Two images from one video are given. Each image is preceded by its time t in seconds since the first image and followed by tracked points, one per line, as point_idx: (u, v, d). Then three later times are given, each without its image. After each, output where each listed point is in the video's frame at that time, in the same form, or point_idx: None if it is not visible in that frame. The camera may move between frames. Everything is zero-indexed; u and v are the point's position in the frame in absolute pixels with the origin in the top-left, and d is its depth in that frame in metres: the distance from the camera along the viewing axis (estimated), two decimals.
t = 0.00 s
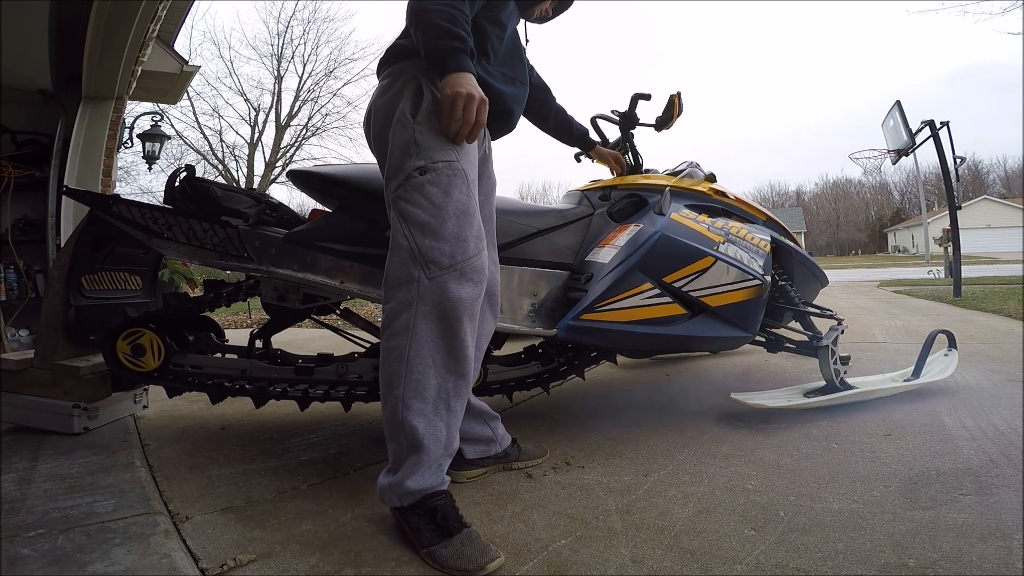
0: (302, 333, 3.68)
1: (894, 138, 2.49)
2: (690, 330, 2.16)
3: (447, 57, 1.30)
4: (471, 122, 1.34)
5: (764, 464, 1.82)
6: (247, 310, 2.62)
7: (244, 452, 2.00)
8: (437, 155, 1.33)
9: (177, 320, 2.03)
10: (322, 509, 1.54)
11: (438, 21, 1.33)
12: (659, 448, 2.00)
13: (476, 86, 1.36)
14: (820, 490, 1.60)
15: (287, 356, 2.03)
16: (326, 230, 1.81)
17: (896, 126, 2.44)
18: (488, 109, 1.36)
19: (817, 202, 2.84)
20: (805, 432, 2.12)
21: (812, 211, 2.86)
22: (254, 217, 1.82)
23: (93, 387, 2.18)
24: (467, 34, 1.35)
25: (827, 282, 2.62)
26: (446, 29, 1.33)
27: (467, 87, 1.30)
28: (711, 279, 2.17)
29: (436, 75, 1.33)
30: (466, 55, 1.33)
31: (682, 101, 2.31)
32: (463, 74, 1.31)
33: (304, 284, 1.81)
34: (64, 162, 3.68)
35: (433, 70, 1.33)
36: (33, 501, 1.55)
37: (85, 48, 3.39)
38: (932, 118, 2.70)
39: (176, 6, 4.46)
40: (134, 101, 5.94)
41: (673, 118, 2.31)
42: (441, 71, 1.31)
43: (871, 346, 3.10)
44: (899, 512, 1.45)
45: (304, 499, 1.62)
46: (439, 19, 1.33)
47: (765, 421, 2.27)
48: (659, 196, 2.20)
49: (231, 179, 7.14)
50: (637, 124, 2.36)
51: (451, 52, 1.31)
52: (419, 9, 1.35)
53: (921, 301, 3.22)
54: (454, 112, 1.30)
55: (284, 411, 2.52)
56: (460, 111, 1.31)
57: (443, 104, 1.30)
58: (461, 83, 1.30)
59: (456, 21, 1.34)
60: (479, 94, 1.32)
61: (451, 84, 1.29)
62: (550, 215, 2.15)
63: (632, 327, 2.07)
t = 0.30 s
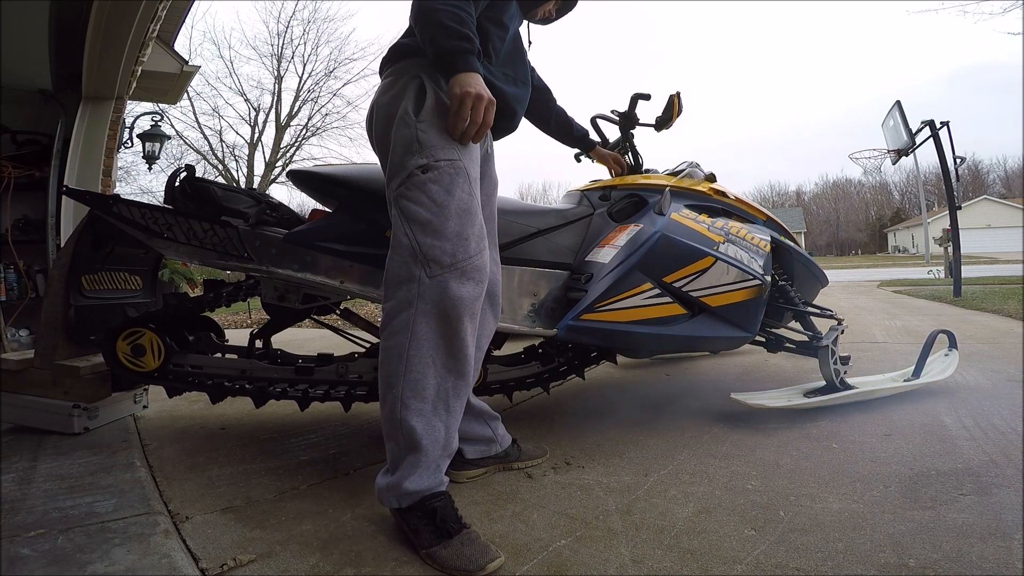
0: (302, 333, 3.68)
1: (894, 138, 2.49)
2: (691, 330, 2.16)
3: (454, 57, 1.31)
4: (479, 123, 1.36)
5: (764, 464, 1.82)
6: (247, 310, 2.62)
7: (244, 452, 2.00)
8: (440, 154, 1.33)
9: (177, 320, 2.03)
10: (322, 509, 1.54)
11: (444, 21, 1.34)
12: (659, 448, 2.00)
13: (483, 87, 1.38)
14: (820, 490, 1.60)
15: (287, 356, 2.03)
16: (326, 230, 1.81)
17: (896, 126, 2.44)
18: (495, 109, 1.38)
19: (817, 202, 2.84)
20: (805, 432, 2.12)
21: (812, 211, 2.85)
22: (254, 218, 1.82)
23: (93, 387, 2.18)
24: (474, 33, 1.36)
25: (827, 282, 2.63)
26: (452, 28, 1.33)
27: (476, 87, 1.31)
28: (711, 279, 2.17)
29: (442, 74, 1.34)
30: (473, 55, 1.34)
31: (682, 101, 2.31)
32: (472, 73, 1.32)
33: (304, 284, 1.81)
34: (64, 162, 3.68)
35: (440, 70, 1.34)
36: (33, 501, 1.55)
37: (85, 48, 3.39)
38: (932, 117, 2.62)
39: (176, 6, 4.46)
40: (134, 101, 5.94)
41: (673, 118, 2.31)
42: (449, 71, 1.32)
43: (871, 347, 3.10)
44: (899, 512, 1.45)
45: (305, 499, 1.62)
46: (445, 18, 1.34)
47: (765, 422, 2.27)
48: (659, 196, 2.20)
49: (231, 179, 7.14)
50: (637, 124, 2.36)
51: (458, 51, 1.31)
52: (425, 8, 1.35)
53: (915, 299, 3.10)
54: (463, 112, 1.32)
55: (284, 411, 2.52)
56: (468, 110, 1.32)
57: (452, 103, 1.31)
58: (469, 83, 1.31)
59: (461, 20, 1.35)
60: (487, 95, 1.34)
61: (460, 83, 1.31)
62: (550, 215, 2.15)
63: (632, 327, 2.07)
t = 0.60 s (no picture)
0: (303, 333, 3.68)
1: (895, 138, 2.49)
2: (690, 330, 2.16)
3: (450, 58, 1.31)
4: (475, 124, 1.35)
5: (764, 464, 1.82)
6: (247, 310, 2.62)
7: (244, 452, 2.00)
8: (434, 156, 1.33)
9: (177, 320, 2.03)
10: (322, 509, 1.54)
11: (440, 21, 1.34)
12: (659, 448, 2.00)
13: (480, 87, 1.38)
14: (820, 490, 1.60)
15: (287, 356, 2.03)
16: (326, 230, 1.81)
17: (896, 126, 2.44)
18: (491, 110, 1.38)
19: (817, 202, 2.84)
20: (805, 432, 2.12)
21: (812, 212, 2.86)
22: (254, 218, 1.82)
23: (93, 387, 2.18)
24: (470, 32, 1.36)
25: (827, 282, 2.69)
26: (448, 28, 1.33)
27: (471, 87, 1.31)
28: (711, 279, 2.17)
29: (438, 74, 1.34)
30: (469, 55, 1.34)
31: (682, 101, 2.31)
32: (468, 74, 1.32)
33: (304, 284, 1.81)
34: (64, 162, 3.68)
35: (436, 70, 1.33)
36: (33, 501, 1.55)
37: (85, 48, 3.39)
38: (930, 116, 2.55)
39: (176, 6, 4.46)
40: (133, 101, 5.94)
41: (673, 118, 2.31)
42: (446, 71, 1.32)
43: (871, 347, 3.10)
44: (899, 512, 1.45)
45: (305, 499, 1.62)
46: (441, 19, 1.34)
47: (765, 422, 2.27)
48: (659, 196, 2.20)
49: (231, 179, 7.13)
50: (637, 124, 2.36)
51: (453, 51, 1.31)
52: (420, 9, 1.35)
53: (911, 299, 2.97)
54: (459, 113, 1.32)
55: (284, 411, 2.53)
56: (464, 111, 1.32)
57: (447, 103, 1.31)
58: (464, 84, 1.31)
59: (456, 20, 1.35)
60: (483, 95, 1.34)
61: (455, 84, 1.30)
62: (550, 215, 2.15)
63: (632, 327, 2.07)
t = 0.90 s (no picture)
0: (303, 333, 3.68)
1: (895, 138, 2.49)
2: (690, 330, 2.16)
3: (439, 59, 1.31)
4: (464, 123, 1.35)
5: (764, 464, 1.82)
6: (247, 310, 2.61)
7: (243, 452, 2.00)
8: (424, 157, 1.33)
9: (177, 320, 2.03)
10: (322, 509, 1.54)
11: (427, 21, 1.33)
12: (659, 448, 2.00)
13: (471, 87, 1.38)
14: (820, 490, 1.60)
15: (287, 356, 2.03)
16: (326, 230, 1.81)
17: (896, 126, 2.43)
18: (480, 108, 1.38)
19: (817, 202, 2.84)
20: (805, 432, 2.12)
21: (812, 212, 2.86)
22: (254, 217, 1.82)
23: (93, 387, 2.18)
24: (459, 32, 1.36)
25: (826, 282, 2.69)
26: (435, 28, 1.33)
27: (460, 87, 1.31)
28: (711, 279, 2.17)
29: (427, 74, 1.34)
30: (457, 54, 1.33)
31: (682, 101, 2.31)
32: (457, 73, 1.32)
33: (304, 284, 1.82)
34: (64, 162, 3.68)
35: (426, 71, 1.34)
36: (33, 501, 1.55)
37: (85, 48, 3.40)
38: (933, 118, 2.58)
39: (176, 6, 4.46)
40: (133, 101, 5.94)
41: (673, 118, 2.31)
42: (434, 72, 1.32)
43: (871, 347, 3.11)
44: (899, 512, 1.45)
45: (304, 499, 1.62)
46: (428, 19, 1.33)
47: (765, 422, 2.27)
48: (659, 196, 2.20)
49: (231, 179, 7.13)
50: (637, 124, 2.36)
51: (442, 52, 1.31)
52: (408, 9, 1.35)
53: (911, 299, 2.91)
54: (448, 113, 1.32)
55: (284, 411, 2.53)
56: (453, 111, 1.32)
57: (435, 104, 1.31)
58: (454, 84, 1.31)
59: (444, 19, 1.34)
60: (472, 94, 1.33)
61: (444, 84, 1.31)
62: (550, 215, 2.15)
63: (632, 327, 2.07)
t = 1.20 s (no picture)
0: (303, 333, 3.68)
1: (894, 138, 2.49)
2: (690, 330, 2.16)
3: (414, 64, 1.30)
4: (443, 126, 1.33)
5: (764, 464, 1.82)
6: (247, 310, 2.62)
7: (243, 452, 2.00)
8: (411, 162, 1.33)
9: (177, 320, 2.03)
10: (322, 510, 1.54)
11: (402, 27, 1.32)
12: (659, 448, 2.00)
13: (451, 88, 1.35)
14: (820, 490, 1.60)
15: (287, 356, 2.04)
16: (326, 230, 1.81)
17: (896, 126, 2.43)
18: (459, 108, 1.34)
19: (817, 202, 2.84)
20: (805, 432, 2.12)
21: (812, 212, 2.86)
22: (254, 218, 1.82)
23: (93, 387, 2.18)
24: (435, 33, 1.34)
25: (827, 282, 2.68)
26: (409, 32, 1.32)
27: (435, 90, 1.29)
28: (711, 279, 2.17)
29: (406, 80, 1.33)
30: (431, 57, 1.30)
31: (682, 101, 2.31)
32: (433, 76, 1.30)
33: (305, 284, 1.82)
34: (64, 162, 3.68)
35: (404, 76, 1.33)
36: (33, 502, 1.55)
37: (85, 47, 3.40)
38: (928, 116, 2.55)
39: (176, 6, 4.46)
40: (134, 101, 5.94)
41: (673, 118, 2.31)
42: (411, 77, 1.31)
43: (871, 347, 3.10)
44: (899, 512, 1.45)
45: (304, 499, 1.62)
46: (403, 24, 1.33)
47: (765, 421, 2.27)
48: (659, 196, 2.20)
49: (231, 179, 7.13)
50: (637, 124, 2.36)
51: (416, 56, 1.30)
52: (384, 16, 1.35)
53: (911, 299, 2.92)
54: (427, 117, 1.30)
55: (284, 411, 2.52)
56: (430, 115, 1.30)
57: (411, 109, 1.30)
58: (429, 88, 1.29)
59: (420, 23, 1.33)
60: (447, 97, 1.31)
61: (418, 89, 1.29)
62: (550, 215, 2.15)
63: (631, 327, 2.07)
